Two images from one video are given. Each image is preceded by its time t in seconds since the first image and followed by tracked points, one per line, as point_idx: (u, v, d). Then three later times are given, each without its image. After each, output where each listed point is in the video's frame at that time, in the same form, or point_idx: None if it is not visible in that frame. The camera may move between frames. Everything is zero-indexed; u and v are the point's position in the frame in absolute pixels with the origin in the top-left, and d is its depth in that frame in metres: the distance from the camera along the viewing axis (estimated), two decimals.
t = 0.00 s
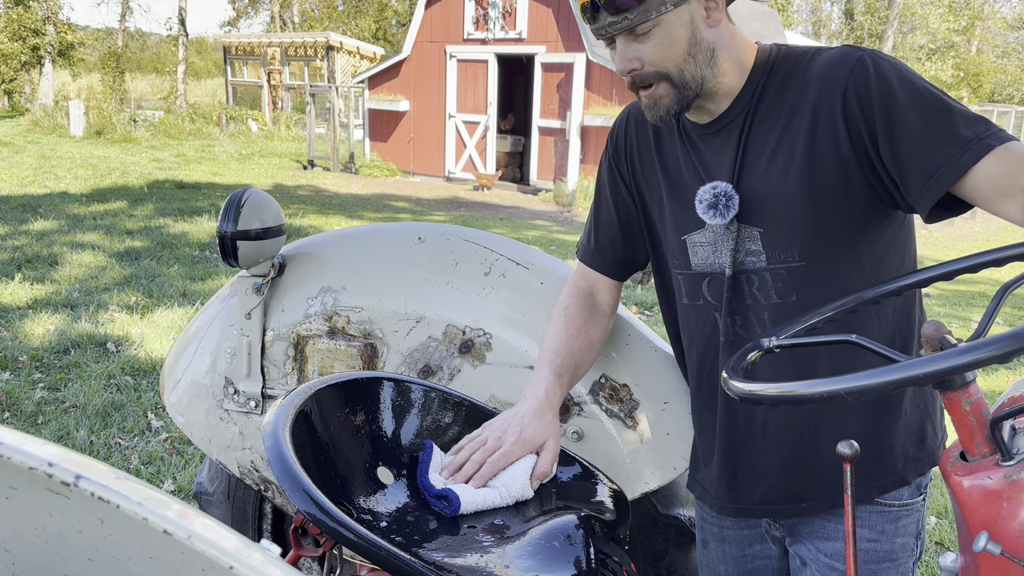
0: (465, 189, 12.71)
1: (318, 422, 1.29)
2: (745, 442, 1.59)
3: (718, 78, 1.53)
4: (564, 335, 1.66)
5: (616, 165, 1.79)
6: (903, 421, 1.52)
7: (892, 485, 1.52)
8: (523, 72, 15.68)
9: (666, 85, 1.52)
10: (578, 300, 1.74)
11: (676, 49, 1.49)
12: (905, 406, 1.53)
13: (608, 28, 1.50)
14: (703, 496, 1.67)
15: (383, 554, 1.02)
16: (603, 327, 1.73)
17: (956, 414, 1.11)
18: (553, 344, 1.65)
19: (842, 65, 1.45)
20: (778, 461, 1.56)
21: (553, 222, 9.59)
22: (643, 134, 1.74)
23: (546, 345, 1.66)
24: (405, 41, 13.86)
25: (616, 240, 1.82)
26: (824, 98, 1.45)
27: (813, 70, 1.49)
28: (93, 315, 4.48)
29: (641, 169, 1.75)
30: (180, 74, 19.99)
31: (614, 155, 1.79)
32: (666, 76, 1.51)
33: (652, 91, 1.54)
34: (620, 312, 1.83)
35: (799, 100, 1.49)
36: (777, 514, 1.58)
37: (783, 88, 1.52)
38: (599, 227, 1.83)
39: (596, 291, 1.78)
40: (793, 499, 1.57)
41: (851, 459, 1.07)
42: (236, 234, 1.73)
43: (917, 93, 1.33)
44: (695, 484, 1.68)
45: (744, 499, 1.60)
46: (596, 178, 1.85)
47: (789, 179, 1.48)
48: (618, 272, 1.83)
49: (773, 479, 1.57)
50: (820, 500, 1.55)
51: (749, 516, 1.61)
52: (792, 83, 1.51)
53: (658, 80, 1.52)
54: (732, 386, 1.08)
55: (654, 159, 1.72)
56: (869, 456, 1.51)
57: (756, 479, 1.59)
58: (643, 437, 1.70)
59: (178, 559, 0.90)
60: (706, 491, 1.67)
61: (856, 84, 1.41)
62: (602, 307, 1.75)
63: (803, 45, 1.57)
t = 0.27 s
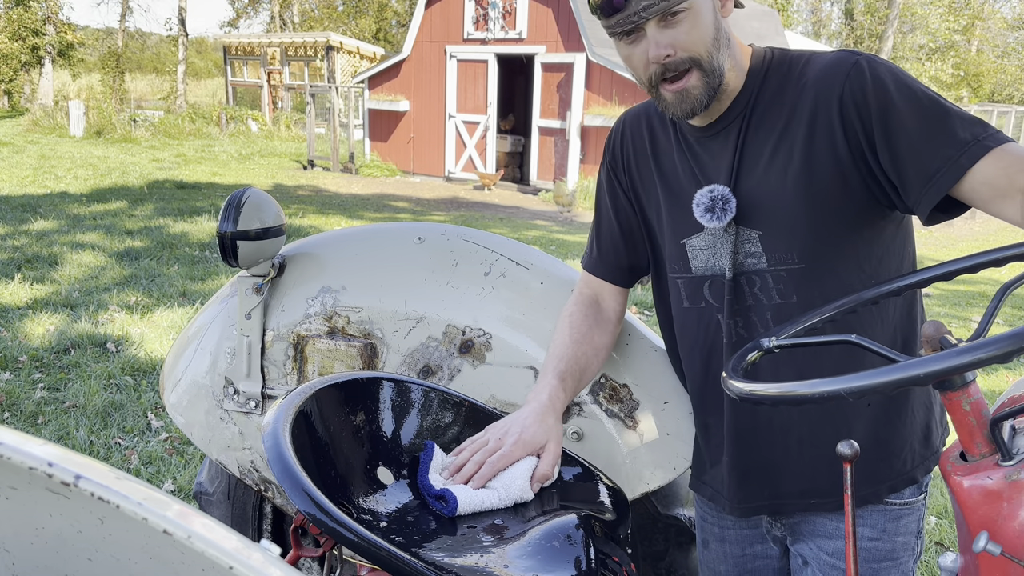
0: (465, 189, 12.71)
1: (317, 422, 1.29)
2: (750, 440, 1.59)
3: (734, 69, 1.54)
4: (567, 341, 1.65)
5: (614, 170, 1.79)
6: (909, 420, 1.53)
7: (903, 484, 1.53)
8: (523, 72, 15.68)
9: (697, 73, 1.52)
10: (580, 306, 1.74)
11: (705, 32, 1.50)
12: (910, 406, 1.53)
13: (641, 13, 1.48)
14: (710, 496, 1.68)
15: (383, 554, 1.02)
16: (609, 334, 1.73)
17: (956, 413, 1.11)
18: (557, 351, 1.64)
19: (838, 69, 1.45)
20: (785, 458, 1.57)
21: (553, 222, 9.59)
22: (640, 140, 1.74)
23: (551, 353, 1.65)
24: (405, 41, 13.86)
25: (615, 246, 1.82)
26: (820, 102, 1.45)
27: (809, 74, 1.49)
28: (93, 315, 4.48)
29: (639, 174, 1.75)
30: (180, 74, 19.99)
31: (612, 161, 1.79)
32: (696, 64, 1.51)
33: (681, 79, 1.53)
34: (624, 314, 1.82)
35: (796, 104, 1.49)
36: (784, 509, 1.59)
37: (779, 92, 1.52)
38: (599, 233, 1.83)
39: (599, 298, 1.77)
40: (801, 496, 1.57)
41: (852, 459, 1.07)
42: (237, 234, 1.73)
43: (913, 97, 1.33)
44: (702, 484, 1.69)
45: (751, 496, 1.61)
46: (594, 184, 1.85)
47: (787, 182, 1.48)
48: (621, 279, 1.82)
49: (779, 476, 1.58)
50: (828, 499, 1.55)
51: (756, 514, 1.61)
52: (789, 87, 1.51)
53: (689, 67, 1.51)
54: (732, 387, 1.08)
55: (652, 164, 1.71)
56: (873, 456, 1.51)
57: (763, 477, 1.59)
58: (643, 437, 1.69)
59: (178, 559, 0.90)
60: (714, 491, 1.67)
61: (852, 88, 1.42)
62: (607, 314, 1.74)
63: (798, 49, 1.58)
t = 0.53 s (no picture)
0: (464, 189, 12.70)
1: (317, 422, 1.29)
2: (751, 438, 1.60)
3: (734, 71, 1.53)
4: (567, 343, 1.65)
5: (613, 173, 1.79)
6: (910, 420, 1.52)
7: (903, 483, 1.53)
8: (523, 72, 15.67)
9: (698, 73, 1.51)
10: (580, 309, 1.74)
11: (708, 34, 1.50)
12: (912, 406, 1.53)
13: (644, 12, 1.47)
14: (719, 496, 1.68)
15: (383, 554, 1.02)
16: (609, 337, 1.72)
17: (956, 414, 1.11)
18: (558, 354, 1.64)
19: (837, 71, 1.45)
20: (786, 456, 1.57)
21: (553, 222, 9.59)
22: (640, 142, 1.74)
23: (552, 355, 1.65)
24: (405, 41, 13.85)
25: (615, 248, 1.81)
26: (819, 105, 1.45)
27: (808, 76, 1.50)
28: (93, 315, 4.47)
29: (638, 177, 1.74)
30: (180, 74, 19.98)
31: (611, 163, 1.79)
32: (697, 65, 1.50)
33: (682, 80, 1.52)
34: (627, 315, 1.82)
35: (795, 106, 1.49)
36: (786, 505, 1.59)
37: (778, 95, 1.52)
38: (599, 236, 1.83)
39: (599, 301, 1.77)
40: (804, 493, 1.57)
41: (851, 459, 1.07)
42: (236, 234, 1.73)
43: (912, 99, 1.33)
44: (709, 483, 1.69)
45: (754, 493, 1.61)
46: (594, 187, 1.85)
47: (787, 185, 1.48)
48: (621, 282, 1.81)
49: (781, 473, 1.59)
50: (829, 497, 1.56)
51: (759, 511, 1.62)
52: (788, 89, 1.51)
53: (690, 68, 1.51)
54: (731, 386, 1.08)
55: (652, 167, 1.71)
56: (874, 455, 1.51)
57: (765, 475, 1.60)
58: (644, 437, 1.69)
59: (178, 559, 0.90)
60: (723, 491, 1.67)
61: (852, 90, 1.42)
62: (607, 317, 1.74)
63: (796, 50, 1.58)
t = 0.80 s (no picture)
0: (464, 189, 12.70)
1: (317, 422, 1.29)
2: (751, 438, 1.60)
3: (733, 75, 1.54)
4: (567, 350, 1.65)
5: (613, 181, 1.79)
6: (911, 420, 1.53)
7: (903, 484, 1.53)
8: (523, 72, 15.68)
9: (698, 75, 1.52)
10: (580, 316, 1.72)
11: (707, 36, 1.51)
12: (912, 408, 1.53)
13: (644, 14, 1.48)
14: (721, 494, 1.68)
15: (383, 554, 1.02)
16: (609, 345, 1.72)
17: (956, 414, 1.11)
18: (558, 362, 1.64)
19: (837, 77, 1.45)
20: (787, 457, 1.57)
21: (553, 222, 9.59)
22: (640, 149, 1.74)
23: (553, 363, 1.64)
24: (405, 41, 13.85)
25: (616, 255, 1.81)
26: (819, 111, 1.46)
27: (807, 81, 1.50)
28: (93, 315, 4.47)
29: (639, 185, 1.74)
30: (180, 74, 19.97)
31: (611, 171, 1.79)
32: (697, 66, 1.51)
33: (681, 82, 1.52)
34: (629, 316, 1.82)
35: (796, 112, 1.49)
36: (786, 507, 1.59)
37: (778, 101, 1.52)
38: (599, 243, 1.82)
39: (599, 309, 1.75)
40: (803, 495, 1.57)
41: (852, 459, 1.07)
42: (237, 233, 1.73)
43: (913, 103, 1.33)
44: (713, 482, 1.69)
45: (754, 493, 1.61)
46: (594, 194, 1.85)
47: (789, 190, 1.48)
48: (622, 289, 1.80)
49: (781, 475, 1.59)
50: (829, 498, 1.55)
51: (759, 512, 1.62)
52: (788, 95, 1.51)
53: (690, 70, 1.51)
54: (732, 386, 1.08)
55: (652, 174, 1.71)
56: (874, 457, 1.51)
57: (763, 476, 1.60)
58: (644, 437, 1.69)
59: (178, 559, 0.90)
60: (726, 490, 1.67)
61: (852, 96, 1.42)
62: (607, 325, 1.72)
63: (796, 56, 1.58)
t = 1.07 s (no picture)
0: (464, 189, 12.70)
1: (317, 422, 1.29)
2: (752, 439, 1.60)
3: (729, 76, 1.54)
4: (567, 355, 1.64)
5: (611, 184, 1.78)
6: (912, 421, 1.53)
7: (903, 484, 1.52)
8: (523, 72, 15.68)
9: (694, 73, 1.51)
10: (580, 320, 1.72)
11: (703, 34, 1.51)
12: (912, 408, 1.53)
13: (639, 11, 1.48)
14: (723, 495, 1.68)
15: (383, 554, 1.02)
16: (609, 349, 1.72)
17: (956, 414, 1.11)
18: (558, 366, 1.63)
19: (833, 78, 1.46)
20: (787, 458, 1.57)
21: (553, 222, 9.59)
22: (637, 152, 1.74)
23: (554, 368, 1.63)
24: (405, 41, 13.84)
25: (614, 258, 1.81)
26: (817, 112, 1.46)
27: (804, 83, 1.50)
28: (93, 315, 4.47)
29: (637, 188, 1.74)
30: (180, 74, 19.97)
31: (609, 174, 1.79)
32: (692, 64, 1.51)
33: (677, 79, 1.52)
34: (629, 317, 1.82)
35: (793, 113, 1.49)
36: (787, 508, 1.59)
37: (775, 102, 1.52)
38: (598, 247, 1.82)
39: (598, 313, 1.75)
40: (804, 495, 1.58)
41: (852, 459, 1.07)
42: (236, 234, 1.73)
43: (910, 104, 1.34)
44: (715, 482, 1.69)
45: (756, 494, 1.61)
46: (592, 197, 1.84)
47: (788, 191, 1.48)
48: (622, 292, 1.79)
49: (782, 476, 1.59)
50: (830, 498, 1.55)
51: (760, 513, 1.62)
52: (785, 96, 1.51)
53: (685, 67, 1.51)
54: (731, 386, 1.08)
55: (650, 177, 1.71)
56: (875, 457, 1.51)
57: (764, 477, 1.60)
58: (644, 437, 1.69)
59: (178, 559, 0.90)
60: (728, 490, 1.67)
61: (848, 97, 1.42)
62: (607, 329, 1.72)
63: (791, 58, 1.58)
